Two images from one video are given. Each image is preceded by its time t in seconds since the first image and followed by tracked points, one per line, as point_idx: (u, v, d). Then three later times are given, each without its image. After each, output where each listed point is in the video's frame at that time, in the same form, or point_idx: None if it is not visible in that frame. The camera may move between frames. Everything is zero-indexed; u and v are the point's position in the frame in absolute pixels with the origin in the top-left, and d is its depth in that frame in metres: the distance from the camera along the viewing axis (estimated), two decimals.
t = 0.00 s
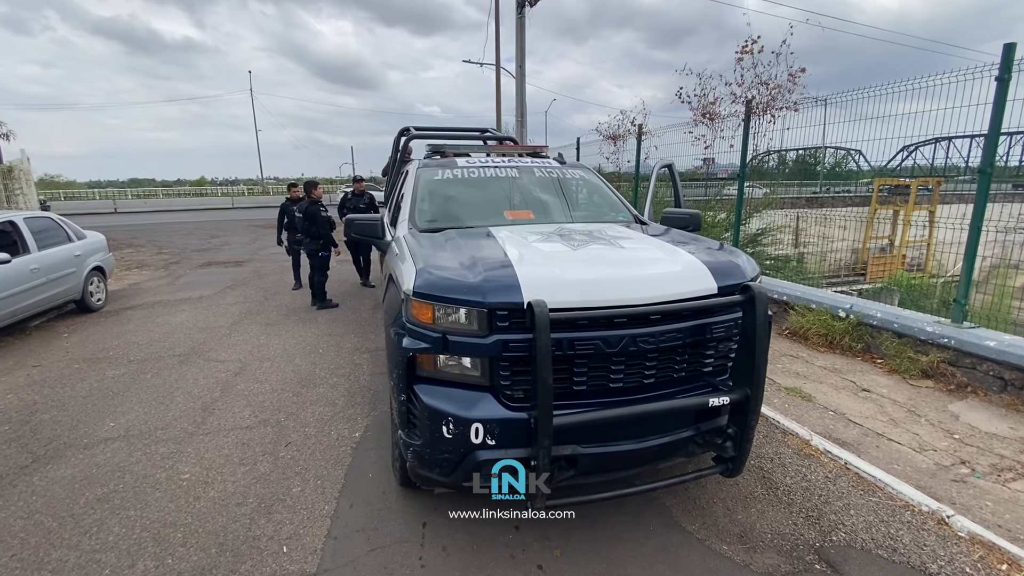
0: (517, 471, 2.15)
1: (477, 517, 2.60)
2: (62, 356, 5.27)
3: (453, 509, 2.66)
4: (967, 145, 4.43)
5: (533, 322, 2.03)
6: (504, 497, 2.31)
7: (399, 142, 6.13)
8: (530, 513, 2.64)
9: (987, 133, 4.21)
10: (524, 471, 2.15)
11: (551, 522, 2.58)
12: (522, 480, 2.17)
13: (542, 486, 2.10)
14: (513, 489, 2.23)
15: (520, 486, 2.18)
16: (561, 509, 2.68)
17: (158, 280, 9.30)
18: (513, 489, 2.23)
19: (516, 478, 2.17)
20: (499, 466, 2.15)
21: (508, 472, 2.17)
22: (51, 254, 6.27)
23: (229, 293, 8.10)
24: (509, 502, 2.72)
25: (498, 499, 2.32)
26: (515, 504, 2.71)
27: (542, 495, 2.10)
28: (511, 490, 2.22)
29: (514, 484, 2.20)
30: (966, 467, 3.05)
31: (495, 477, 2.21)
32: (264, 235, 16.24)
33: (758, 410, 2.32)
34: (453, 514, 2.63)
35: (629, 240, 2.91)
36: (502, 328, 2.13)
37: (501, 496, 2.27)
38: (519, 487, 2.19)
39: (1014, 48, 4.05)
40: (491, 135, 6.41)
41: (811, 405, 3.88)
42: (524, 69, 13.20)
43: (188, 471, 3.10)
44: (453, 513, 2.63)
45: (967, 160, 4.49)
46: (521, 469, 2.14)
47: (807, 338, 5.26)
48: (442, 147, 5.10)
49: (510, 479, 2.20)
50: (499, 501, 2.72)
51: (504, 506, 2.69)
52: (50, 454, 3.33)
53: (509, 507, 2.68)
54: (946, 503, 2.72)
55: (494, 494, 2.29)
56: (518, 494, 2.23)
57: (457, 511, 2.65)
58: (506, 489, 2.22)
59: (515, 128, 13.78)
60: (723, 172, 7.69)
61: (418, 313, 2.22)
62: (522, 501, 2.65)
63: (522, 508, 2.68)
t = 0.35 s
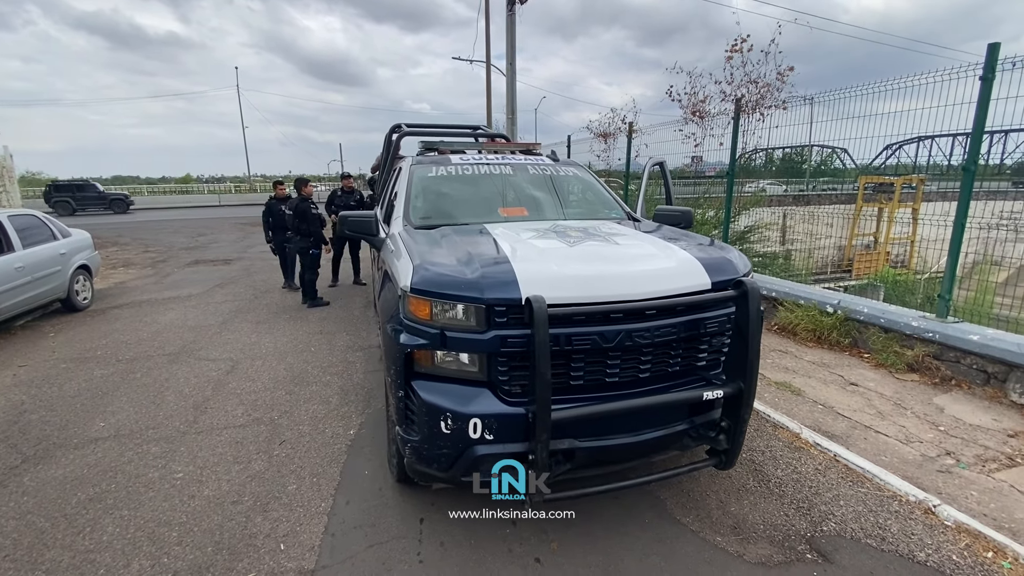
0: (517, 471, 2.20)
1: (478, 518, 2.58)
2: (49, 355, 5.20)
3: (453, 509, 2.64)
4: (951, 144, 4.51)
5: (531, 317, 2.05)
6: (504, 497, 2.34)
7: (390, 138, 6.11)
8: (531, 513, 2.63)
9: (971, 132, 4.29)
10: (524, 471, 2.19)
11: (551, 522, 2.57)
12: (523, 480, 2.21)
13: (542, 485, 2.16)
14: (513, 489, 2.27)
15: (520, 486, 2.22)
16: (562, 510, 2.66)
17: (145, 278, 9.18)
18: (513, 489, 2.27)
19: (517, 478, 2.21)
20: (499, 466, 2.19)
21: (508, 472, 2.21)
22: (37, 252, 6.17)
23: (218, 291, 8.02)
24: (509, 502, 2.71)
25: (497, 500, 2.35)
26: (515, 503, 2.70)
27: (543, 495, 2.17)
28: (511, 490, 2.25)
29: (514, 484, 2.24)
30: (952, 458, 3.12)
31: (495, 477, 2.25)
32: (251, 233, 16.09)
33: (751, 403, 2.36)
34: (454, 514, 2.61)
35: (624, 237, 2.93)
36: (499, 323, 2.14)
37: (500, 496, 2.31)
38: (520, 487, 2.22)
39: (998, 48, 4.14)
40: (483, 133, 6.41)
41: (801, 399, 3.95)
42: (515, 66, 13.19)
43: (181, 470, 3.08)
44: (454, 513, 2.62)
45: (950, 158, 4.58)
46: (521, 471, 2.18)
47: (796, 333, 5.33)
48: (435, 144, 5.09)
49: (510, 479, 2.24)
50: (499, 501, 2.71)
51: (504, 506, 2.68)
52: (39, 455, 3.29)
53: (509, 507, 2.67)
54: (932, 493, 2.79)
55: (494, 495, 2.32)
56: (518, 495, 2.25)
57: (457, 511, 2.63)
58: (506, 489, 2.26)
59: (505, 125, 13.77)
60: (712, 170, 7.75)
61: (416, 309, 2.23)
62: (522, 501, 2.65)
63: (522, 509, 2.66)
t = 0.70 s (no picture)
0: (517, 472, 2.24)
1: (478, 518, 2.57)
2: (32, 355, 5.12)
3: (453, 509, 2.62)
4: (933, 143, 4.61)
5: (523, 313, 2.07)
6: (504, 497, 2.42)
7: (380, 135, 6.09)
8: (530, 513, 2.62)
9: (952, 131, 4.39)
10: (524, 472, 2.23)
11: (551, 522, 2.55)
12: (522, 480, 2.25)
13: (542, 487, 2.24)
14: (513, 489, 2.33)
15: (520, 486, 2.27)
16: (561, 510, 2.65)
17: (130, 276, 9.05)
18: (513, 489, 2.33)
19: (516, 478, 2.26)
20: (497, 465, 2.23)
21: (508, 472, 2.27)
22: (18, 250, 6.06)
23: (205, 289, 7.94)
24: (509, 502, 2.69)
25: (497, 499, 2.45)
26: (514, 504, 2.69)
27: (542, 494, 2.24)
28: (510, 491, 2.30)
29: (514, 484, 2.30)
30: (932, 449, 3.20)
31: (496, 478, 2.34)
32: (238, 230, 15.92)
33: (739, 397, 2.41)
34: (454, 514, 2.59)
35: (614, 234, 2.96)
36: (492, 319, 2.16)
37: (500, 496, 2.39)
38: (519, 487, 2.27)
39: (978, 49, 4.23)
40: (473, 130, 6.41)
41: (787, 393, 4.02)
42: (505, 64, 13.18)
43: (171, 469, 3.06)
44: (454, 513, 2.60)
45: (931, 156, 4.67)
46: (521, 471, 2.21)
47: (782, 329, 5.41)
48: (425, 141, 5.08)
49: (510, 479, 2.30)
50: (499, 501, 2.69)
51: (504, 506, 2.67)
52: (24, 455, 3.24)
53: (509, 507, 2.67)
54: (913, 483, 2.86)
55: (494, 495, 2.39)
56: (517, 495, 2.31)
57: (457, 511, 2.61)
58: (506, 489, 2.33)
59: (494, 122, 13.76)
60: (700, 168, 7.82)
61: (408, 306, 2.24)
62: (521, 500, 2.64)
63: (523, 509, 2.65)
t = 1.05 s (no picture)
0: (517, 472, 2.24)
1: (478, 518, 2.55)
2: (17, 353, 5.05)
3: (453, 509, 2.60)
4: (919, 143, 4.69)
5: (516, 310, 2.08)
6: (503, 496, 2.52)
7: (371, 132, 6.06)
8: (530, 513, 2.60)
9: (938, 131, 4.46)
10: (524, 472, 2.22)
11: (551, 522, 2.54)
12: (522, 480, 2.27)
13: (542, 485, 2.27)
14: (513, 489, 2.36)
15: (520, 486, 2.29)
16: (561, 510, 2.63)
17: (116, 274, 8.93)
18: (514, 489, 2.35)
19: (517, 479, 2.28)
20: (491, 463, 2.23)
21: (508, 472, 2.28)
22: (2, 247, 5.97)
23: (194, 287, 7.87)
24: (509, 503, 2.67)
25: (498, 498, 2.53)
26: (515, 504, 2.66)
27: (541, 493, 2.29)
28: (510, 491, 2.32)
29: (514, 483, 2.31)
30: (917, 443, 3.26)
31: (497, 479, 2.40)
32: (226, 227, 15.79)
33: (728, 392, 2.44)
34: (454, 514, 2.57)
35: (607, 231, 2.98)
36: (484, 316, 2.16)
37: (501, 495, 2.45)
38: (519, 487, 2.29)
39: (963, 49, 4.30)
40: (465, 127, 6.40)
41: (776, 389, 4.06)
42: (496, 61, 13.16)
43: (160, 468, 3.04)
44: (454, 513, 2.58)
45: (917, 156, 4.75)
46: (523, 472, 2.21)
47: (771, 326, 5.47)
48: (417, 138, 5.07)
49: (510, 479, 2.33)
50: (498, 501, 2.68)
51: (504, 506, 2.65)
52: (8, 455, 3.20)
53: (509, 507, 2.65)
54: (899, 476, 2.91)
55: (495, 495, 2.44)
56: (517, 495, 2.31)
57: (458, 511, 2.59)
58: (505, 489, 2.38)
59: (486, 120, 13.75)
60: (691, 166, 7.87)
61: (400, 303, 2.23)
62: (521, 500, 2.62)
63: (523, 509, 2.64)
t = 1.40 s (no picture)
0: (517, 473, 2.25)
1: (478, 518, 2.54)
2: (6, 353, 5.00)
3: (453, 509, 2.59)
4: (910, 142, 4.74)
5: (511, 308, 2.08)
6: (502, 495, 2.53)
7: (365, 129, 6.04)
8: (530, 513, 2.60)
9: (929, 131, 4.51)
10: (524, 471, 2.22)
11: (551, 522, 2.53)
12: (522, 480, 2.28)
13: (542, 483, 2.28)
14: (514, 489, 2.35)
15: (520, 485, 2.29)
16: (561, 510, 2.62)
17: (107, 273, 8.85)
18: (515, 489, 2.34)
19: (517, 478, 2.28)
20: (490, 462, 2.24)
21: (508, 473, 2.29)
22: None
23: (186, 286, 7.81)
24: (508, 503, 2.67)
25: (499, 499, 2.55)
26: (515, 504, 2.66)
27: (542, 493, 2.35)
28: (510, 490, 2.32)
29: (514, 484, 2.32)
30: (907, 440, 3.29)
31: (498, 480, 2.42)
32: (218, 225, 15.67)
33: (722, 389, 2.45)
34: (454, 514, 2.56)
35: (602, 230, 2.98)
36: (479, 314, 2.16)
37: (501, 495, 2.46)
38: (519, 487, 2.30)
39: (953, 50, 4.34)
40: (460, 125, 6.39)
41: (770, 386, 4.09)
42: (491, 59, 13.15)
43: (152, 468, 3.02)
44: (454, 513, 2.57)
45: (908, 155, 4.80)
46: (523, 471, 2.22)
47: (764, 324, 5.50)
48: (411, 136, 5.05)
49: (510, 479, 2.32)
50: (498, 502, 2.68)
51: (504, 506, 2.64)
52: None
53: (509, 507, 2.64)
54: (890, 473, 2.94)
55: (497, 496, 2.45)
56: (517, 495, 2.31)
57: (458, 511, 2.59)
58: (505, 489, 2.38)
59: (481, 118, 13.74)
60: (685, 165, 7.89)
61: (395, 301, 2.23)
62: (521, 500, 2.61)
63: (523, 509, 2.63)
